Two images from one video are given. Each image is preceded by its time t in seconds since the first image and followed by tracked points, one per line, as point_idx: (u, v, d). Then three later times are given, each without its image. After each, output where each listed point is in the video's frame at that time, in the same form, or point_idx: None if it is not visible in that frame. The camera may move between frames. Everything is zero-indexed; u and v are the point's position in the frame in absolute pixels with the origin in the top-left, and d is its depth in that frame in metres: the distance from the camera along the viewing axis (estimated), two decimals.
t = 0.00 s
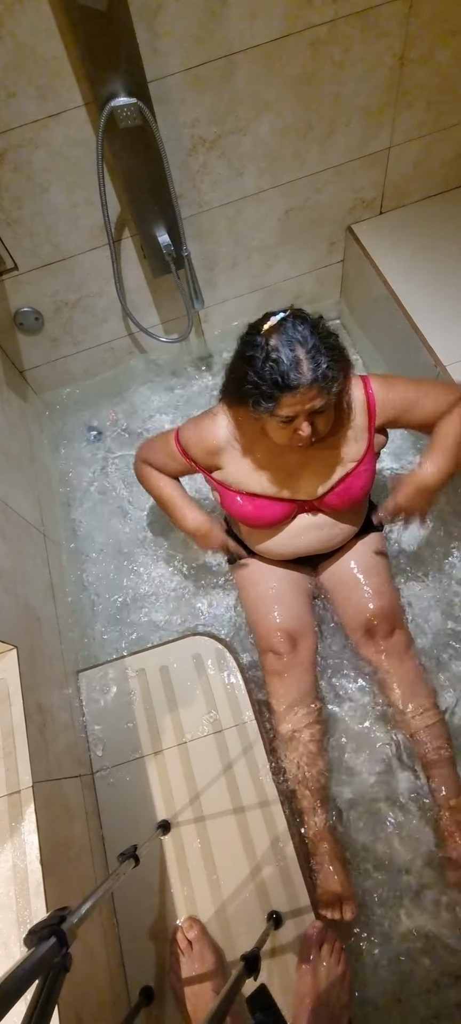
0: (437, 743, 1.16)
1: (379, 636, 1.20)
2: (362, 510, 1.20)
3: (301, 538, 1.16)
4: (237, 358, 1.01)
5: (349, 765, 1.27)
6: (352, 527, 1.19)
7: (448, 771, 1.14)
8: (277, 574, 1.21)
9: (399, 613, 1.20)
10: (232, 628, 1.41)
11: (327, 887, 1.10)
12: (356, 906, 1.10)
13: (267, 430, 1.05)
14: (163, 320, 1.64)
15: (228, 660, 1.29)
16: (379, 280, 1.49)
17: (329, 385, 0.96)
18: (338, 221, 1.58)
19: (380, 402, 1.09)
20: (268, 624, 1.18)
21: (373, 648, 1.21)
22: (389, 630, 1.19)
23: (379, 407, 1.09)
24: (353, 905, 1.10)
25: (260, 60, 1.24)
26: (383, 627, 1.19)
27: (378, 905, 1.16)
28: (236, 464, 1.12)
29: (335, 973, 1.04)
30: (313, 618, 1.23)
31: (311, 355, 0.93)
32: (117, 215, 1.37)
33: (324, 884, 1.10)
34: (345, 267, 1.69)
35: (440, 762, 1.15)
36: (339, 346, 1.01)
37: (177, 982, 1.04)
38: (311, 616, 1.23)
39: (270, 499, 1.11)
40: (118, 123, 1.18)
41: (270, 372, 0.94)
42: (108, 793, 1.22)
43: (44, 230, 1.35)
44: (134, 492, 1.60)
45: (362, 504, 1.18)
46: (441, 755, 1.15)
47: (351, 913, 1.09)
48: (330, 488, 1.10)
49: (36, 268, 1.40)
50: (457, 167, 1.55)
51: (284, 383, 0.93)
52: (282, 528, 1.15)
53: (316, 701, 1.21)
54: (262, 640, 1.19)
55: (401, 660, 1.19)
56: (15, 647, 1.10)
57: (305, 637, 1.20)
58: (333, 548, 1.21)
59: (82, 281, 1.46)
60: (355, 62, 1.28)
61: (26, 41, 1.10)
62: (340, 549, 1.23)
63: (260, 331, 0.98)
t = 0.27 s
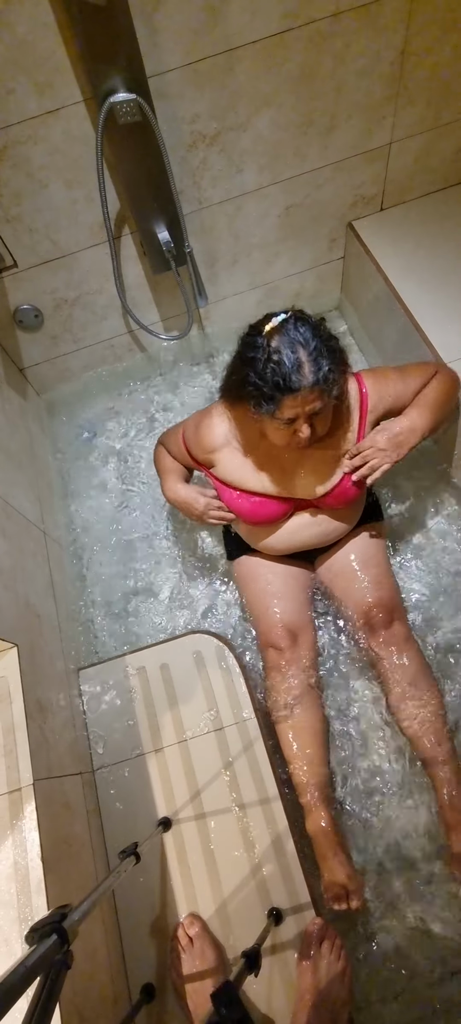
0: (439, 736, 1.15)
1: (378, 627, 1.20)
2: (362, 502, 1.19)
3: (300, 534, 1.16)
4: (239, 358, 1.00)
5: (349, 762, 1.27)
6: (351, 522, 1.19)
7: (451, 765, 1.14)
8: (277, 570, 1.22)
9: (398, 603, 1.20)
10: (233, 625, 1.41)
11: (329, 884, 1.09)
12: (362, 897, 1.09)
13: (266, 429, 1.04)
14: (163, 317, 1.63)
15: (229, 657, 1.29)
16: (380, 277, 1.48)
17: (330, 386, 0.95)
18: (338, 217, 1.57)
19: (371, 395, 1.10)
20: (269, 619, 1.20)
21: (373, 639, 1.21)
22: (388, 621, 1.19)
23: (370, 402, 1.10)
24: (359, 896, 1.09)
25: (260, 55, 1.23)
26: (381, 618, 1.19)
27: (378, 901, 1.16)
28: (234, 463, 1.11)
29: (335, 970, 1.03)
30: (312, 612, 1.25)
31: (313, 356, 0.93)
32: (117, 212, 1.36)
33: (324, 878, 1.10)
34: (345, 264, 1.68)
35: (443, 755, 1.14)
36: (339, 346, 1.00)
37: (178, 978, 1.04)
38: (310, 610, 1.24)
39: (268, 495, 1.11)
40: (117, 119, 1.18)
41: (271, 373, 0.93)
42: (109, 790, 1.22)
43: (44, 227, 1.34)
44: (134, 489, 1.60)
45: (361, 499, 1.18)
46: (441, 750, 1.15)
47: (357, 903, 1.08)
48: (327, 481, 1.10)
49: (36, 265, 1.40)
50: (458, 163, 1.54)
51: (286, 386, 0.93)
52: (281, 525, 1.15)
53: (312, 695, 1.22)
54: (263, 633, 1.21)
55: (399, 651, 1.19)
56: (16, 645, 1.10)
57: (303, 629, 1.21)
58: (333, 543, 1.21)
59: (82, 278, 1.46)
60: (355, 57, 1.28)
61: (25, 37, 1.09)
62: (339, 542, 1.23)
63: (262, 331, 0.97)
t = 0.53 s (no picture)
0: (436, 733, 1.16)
1: (377, 625, 1.20)
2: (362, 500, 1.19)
3: (301, 529, 1.15)
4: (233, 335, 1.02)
5: (349, 759, 1.27)
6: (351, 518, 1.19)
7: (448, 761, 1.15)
8: (276, 566, 1.22)
9: (397, 600, 1.21)
10: (233, 623, 1.41)
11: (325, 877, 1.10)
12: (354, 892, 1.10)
13: (264, 412, 1.04)
14: (162, 314, 1.63)
15: (229, 654, 1.29)
16: (380, 274, 1.48)
17: (323, 352, 0.95)
18: (338, 214, 1.57)
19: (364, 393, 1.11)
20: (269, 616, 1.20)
21: (371, 637, 1.21)
22: (387, 620, 1.19)
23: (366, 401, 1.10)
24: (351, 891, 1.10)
25: (260, 51, 1.22)
26: (381, 617, 1.19)
27: (378, 897, 1.17)
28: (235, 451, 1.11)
29: (334, 965, 1.04)
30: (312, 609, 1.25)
31: (304, 320, 0.93)
32: (116, 208, 1.36)
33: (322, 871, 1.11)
34: (345, 261, 1.68)
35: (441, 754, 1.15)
36: (333, 321, 1.00)
37: (179, 973, 1.05)
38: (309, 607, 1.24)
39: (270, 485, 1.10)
40: (117, 114, 1.17)
41: (264, 340, 0.94)
42: (109, 786, 1.23)
43: (43, 224, 1.34)
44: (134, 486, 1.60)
45: (361, 494, 1.18)
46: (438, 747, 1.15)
47: (349, 899, 1.09)
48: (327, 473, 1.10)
49: (35, 263, 1.40)
50: (458, 160, 1.54)
51: (279, 346, 0.92)
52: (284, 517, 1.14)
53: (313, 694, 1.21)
54: (262, 630, 1.20)
55: (397, 648, 1.20)
56: (16, 642, 1.10)
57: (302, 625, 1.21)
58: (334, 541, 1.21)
59: (81, 275, 1.45)
60: (355, 52, 1.27)
61: (23, 33, 1.09)
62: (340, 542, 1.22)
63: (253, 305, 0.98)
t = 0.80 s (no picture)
0: (433, 731, 1.17)
1: (378, 626, 1.19)
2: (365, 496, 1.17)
3: (302, 525, 1.14)
4: (233, 336, 0.98)
5: (349, 756, 1.28)
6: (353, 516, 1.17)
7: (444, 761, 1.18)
8: (277, 566, 1.21)
9: (399, 603, 1.20)
10: (232, 621, 1.41)
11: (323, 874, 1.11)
12: (351, 886, 1.12)
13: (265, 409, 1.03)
14: (162, 311, 1.63)
15: (230, 652, 1.29)
16: (380, 271, 1.48)
17: (323, 356, 0.93)
18: (339, 211, 1.56)
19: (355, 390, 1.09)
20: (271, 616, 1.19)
21: (372, 638, 1.20)
22: (388, 621, 1.18)
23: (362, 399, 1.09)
24: (348, 885, 1.12)
25: (260, 47, 1.22)
26: (382, 618, 1.18)
27: (378, 894, 1.17)
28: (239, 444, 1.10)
29: (335, 960, 1.05)
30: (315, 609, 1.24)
31: (303, 325, 0.90)
32: (116, 205, 1.36)
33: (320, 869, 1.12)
34: (346, 258, 1.67)
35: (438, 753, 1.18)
36: (329, 319, 0.97)
37: (179, 969, 1.05)
38: (311, 608, 1.23)
39: (271, 480, 1.09)
40: (116, 111, 1.17)
41: (262, 346, 0.91)
42: (110, 784, 1.23)
43: (42, 221, 1.34)
44: (134, 484, 1.60)
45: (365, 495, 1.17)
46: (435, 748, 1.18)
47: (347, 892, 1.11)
48: (326, 466, 1.08)
49: (35, 260, 1.39)
50: (458, 156, 1.53)
51: (277, 355, 0.90)
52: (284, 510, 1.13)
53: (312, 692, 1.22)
54: (263, 629, 1.20)
55: (399, 651, 1.18)
56: (16, 640, 1.11)
57: (304, 625, 1.20)
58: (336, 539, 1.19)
59: (81, 272, 1.45)
60: (356, 48, 1.27)
61: (22, 29, 1.08)
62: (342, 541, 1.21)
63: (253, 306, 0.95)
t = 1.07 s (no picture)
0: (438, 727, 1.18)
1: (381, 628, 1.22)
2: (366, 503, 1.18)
3: (304, 529, 1.14)
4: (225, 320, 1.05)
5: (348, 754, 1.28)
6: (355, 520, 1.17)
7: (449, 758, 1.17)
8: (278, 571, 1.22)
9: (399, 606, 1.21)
10: (233, 620, 1.42)
11: (325, 871, 1.13)
12: (352, 887, 1.14)
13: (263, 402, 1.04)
14: (162, 308, 1.62)
15: (230, 650, 1.30)
16: (381, 269, 1.47)
17: (313, 325, 0.96)
18: (340, 208, 1.56)
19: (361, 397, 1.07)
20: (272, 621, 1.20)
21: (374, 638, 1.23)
22: (391, 623, 1.21)
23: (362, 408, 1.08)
24: (349, 886, 1.13)
25: (261, 43, 1.21)
26: (386, 620, 1.21)
27: (378, 891, 1.18)
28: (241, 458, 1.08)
29: (334, 957, 1.05)
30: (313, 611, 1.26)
31: (292, 293, 0.96)
32: (115, 201, 1.35)
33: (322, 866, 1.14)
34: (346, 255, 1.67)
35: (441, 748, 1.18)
36: (324, 303, 1.02)
37: (180, 965, 1.05)
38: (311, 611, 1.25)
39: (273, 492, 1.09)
40: (116, 107, 1.16)
41: (252, 313, 0.96)
42: (111, 781, 1.23)
43: (42, 218, 1.33)
44: (135, 482, 1.60)
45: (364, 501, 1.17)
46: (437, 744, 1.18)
47: (347, 894, 1.12)
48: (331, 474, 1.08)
49: (34, 257, 1.39)
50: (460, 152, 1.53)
51: (267, 313, 0.95)
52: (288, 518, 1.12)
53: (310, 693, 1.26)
54: (264, 635, 1.21)
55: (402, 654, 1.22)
56: (17, 638, 1.11)
57: (304, 629, 1.22)
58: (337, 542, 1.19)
59: (81, 269, 1.45)
60: (357, 43, 1.26)
61: (22, 24, 1.08)
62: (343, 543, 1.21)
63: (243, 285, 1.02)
